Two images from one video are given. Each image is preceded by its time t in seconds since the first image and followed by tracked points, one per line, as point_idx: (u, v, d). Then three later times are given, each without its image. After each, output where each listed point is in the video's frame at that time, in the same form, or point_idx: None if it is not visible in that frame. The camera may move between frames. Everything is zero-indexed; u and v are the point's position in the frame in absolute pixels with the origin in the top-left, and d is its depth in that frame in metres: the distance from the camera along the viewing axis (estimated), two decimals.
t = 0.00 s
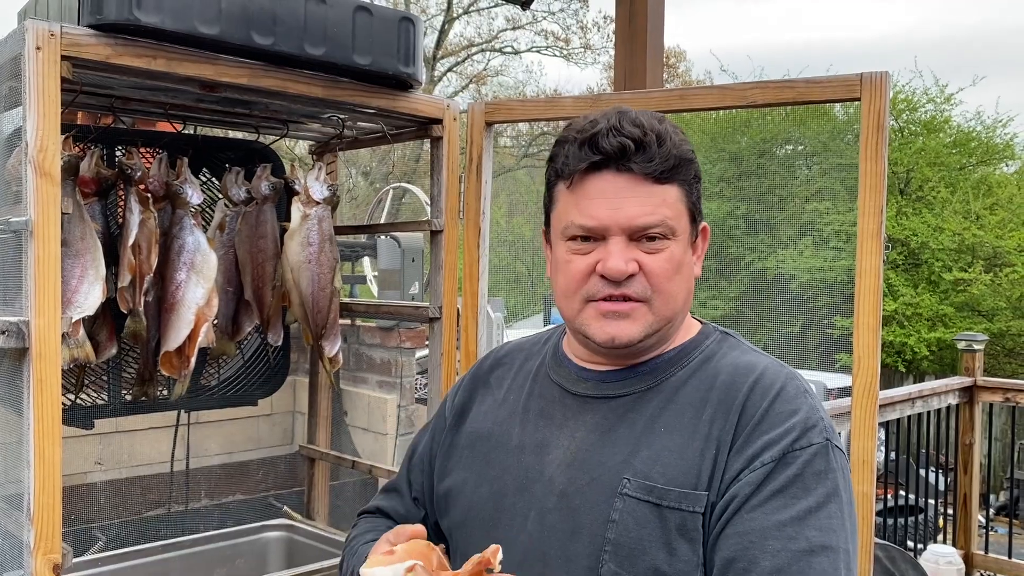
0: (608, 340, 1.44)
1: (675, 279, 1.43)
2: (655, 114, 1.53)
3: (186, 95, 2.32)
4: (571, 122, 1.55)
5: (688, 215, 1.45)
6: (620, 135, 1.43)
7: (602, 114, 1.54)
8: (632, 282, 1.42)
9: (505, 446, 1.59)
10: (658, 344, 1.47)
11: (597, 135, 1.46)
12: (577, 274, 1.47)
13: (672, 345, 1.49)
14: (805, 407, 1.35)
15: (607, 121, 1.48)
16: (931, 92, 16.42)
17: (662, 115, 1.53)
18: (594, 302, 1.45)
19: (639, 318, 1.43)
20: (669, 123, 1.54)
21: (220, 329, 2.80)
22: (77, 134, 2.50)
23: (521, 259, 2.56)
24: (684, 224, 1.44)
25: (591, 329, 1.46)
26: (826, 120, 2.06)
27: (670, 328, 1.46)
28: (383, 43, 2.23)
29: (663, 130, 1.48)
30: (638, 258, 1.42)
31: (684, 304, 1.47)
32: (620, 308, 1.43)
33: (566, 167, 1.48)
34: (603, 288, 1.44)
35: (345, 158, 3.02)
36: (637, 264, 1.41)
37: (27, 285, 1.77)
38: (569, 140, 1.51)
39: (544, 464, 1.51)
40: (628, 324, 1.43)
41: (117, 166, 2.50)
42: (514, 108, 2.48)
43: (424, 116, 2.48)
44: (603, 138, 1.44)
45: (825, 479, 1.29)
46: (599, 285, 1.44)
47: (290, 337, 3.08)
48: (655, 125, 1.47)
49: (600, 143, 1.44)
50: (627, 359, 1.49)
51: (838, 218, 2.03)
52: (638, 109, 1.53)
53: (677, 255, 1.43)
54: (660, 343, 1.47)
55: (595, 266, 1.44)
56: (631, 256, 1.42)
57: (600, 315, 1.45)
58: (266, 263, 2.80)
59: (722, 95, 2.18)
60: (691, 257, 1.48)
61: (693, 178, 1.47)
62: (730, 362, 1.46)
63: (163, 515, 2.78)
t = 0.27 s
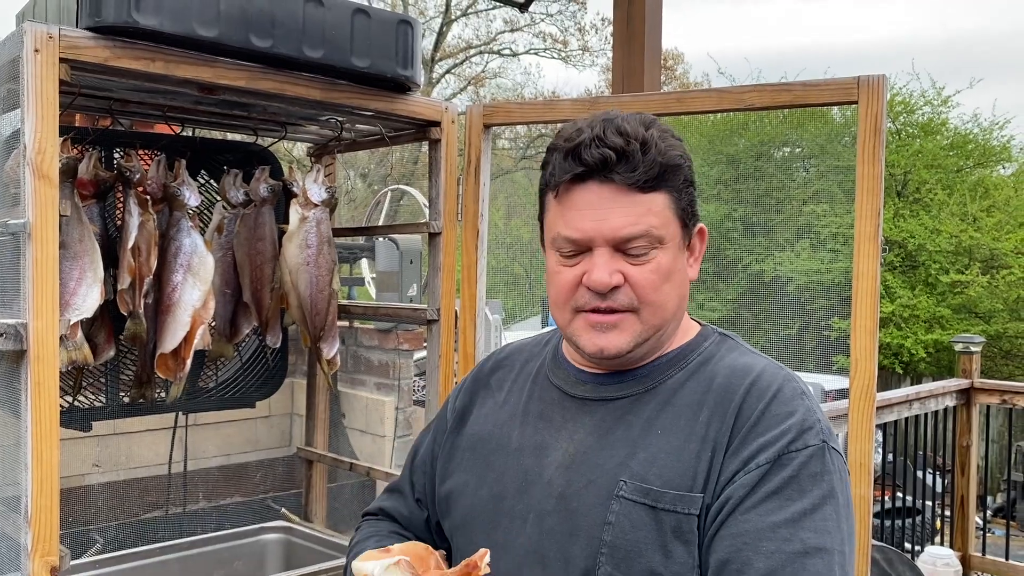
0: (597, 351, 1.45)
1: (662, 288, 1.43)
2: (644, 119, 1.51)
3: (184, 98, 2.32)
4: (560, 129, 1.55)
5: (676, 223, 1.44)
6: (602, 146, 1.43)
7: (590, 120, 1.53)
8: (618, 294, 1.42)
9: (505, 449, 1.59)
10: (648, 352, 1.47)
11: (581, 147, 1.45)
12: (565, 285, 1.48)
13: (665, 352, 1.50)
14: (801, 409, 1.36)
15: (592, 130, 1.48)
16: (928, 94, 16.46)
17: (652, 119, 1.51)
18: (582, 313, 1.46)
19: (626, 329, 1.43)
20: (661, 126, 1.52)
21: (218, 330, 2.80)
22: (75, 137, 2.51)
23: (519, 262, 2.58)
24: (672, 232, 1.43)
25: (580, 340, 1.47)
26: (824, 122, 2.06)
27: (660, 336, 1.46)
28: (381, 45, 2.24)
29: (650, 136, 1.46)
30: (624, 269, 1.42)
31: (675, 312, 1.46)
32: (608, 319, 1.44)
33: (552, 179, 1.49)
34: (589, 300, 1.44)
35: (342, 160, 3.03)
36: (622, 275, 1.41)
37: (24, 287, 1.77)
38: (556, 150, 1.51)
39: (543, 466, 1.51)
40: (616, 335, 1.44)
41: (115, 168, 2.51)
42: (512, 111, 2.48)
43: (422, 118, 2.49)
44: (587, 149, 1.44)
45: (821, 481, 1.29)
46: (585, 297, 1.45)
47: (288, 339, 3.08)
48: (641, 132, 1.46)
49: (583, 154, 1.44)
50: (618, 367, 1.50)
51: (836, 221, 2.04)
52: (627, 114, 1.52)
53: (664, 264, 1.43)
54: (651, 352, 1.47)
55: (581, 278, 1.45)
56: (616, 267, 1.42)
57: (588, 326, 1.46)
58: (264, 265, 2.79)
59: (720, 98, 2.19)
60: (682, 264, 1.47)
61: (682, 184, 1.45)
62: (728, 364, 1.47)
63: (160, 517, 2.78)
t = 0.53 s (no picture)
0: (573, 357, 1.51)
1: (631, 293, 1.45)
2: (618, 125, 1.54)
3: (184, 100, 2.33)
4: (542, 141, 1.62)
5: (645, 226, 1.45)
6: (563, 157, 1.48)
7: (568, 129, 1.58)
8: (585, 300, 1.46)
9: (509, 449, 1.65)
10: (626, 356, 1.51)
11: (549, 158, 1.52)
12: (543, 294, 1.54)
13: (650, 355, 1.52)
14: (796, 409, 1.37)
15: (562, 140, 1.53)
16: (925, 96, 16.49)
17: (625, 125, 1.54)
18: (558, 320, 1.52)
19: (596, 334, 1.48)
20: (636, 130, 1.54)
21: (217, 333, 2.81)
22: (74, 138, 2.51)
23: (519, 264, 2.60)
24: (638, 235, 1.45)
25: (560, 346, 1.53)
26: (821, 124, 2.07)
27: (636, 340, 1.48)
28: (379, 47, 2.24)
29: (617, 142, 1.49)
30: (589, 276, 1.46)
31: (649, 316, 1.48)
32: (580, 325, 1.49)
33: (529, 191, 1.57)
34: (560, 307, 1.50)
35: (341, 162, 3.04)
36: (587, 282, 1.46)
37: (23, 290, 1.77)
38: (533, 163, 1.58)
39: (544, 466, 1.56)
40: (588, 340, 1.49)
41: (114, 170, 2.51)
42: (511, 112, 2.49)
43: (421, 120, 2.49)
44: (550, 160, 1.51)
45: (812, 481, 1.30)
46: (557, 305, 1.50)
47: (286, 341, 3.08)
48: (607, 138, 1.49)
49: (549, 166, 1.51)
50: (603, 370, 1.54)
51: (834, 222, 2.04)
52: (600, 122, 1.55)
53: (632, 268, 1.45)
54: (629, 356, 1.51)
55: (552, 287, 1.51)
56: (582, 274, 1.46)
57: (564, 332, 1.51)
58: (263, 267, 2.80)
59: (717, 100, 2.19)
60: (657, 267, 1.48)
61: (651, 186, 1.46)
62: (726, 365, 1.49)
63: (158, 519, 2.77)
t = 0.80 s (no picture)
0: (568, 354, 1.59)
1: (620, 291, 1.52)
2: (614, 125, 1.62)
3: (183, 100, 2.33)
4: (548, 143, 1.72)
5: (635, 224, 1.52)
6: (556, 158, 1.58)
7: (568, 130, 1.67)
8: (576, 298, 1.55)
9: (518, 445, 1.77)
10: (620, 354, 1.58)
11: (545, 159, 1.61)
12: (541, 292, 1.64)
13: (647, 353, 1.59)
14: (780, 409, 1.40)
15: (558, 140, 1.62)
16: (923, 97, 16.52)
17: (622, 124, 1.61)
18: (555, 317, 1.60)
19: (588, 331, 1.56)
20: (632, 130, 1.61)
21: (217, 332, 2.80)
22: (73, 138, 2.51)
23: (517, 264, 2.58)
24: (628, 233, 1.51)
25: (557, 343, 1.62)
26: (820, 124, 2.07)
27: (628, 338, 1.55)
28: (379, 47, 2.24)
29: (609, 141, 1.56)
30: (579, 273, 1.54)
31: (641, 314, 1.54)
32: (573, 322, 1.57)
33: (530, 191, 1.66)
34: (556, 305, 1.59)
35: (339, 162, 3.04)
36: (577, 279, 1.54)
37: (23, 290, 1.77)
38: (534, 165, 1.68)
39: (545, 461, 1.67)
40: (580, 336, 1.57)
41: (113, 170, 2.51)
42: (509, 112, 2.49)
43: (419, 120, 2.48)
44: (545, 160, 1.61)
45: (787, 481, 1.33)
46: (552, 303, 1.59)
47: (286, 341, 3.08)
48: (599, 137, 1.57)
49: (545, 166, 1.60)
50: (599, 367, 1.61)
51: (832, 222, 2.05)
52: (597, 123, 1.63)
53: (620, 266, 1.51)
54: (623, 353, 1.57)
55: (547, 285, 1.60)
56: (573, 272, 1.54)
57: (560, 329, 1.60)
58: (262, 267, 2.80)
59: (715, 99, 2.19)
60: (649, 265, 1.53)
61: (642, 184, 1.52)
62: (722, 364, 1.53)
63: (157, 519, 2.77)
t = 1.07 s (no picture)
0: (574, 354, 1.61)
1: (623, 293, 1.53)
2: (622, 126, 1.62)
3: (183, 100, 2.33)
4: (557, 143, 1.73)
5: (640, 226, 1.52)
6: (562, 160, 1.59)
7: (576, 131, 1.67)
8: (581, 299, 1.56)
9: (531, 440, 1.79)
10: (625, 355, 1.59)
11: (551, 161, 1.62)
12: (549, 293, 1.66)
13: (653, 353, 1.60)
14: (776, 412, 1.40)
15: (565, 142, 1.63)
16: (922, 97, 16.54)
17: (629, 124, 1.62)
18: (562, 318, 1.62)
19: (593, 332, 1.57)
20: (640, 130, 1.61)
21: (216, 332, 2.81)
22: (73, 139, 2.51)
23: (515, 264, 2.59)
24: (632, 236, 1.52)
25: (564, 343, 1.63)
26: (819, 124, 2.08)
27: (634, 339, 1.56)
28: (378, 48, 2.25)
29: (614, 142, 1.57)
30: (585, 275, 1.55)
31: (645, 316, 1.54)
32: (579, 323, 1.59)
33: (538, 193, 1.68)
34: (563, 305, 1.60)
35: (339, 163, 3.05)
36: (582, 281, 1.55)
37: (23, 290, 1.78)
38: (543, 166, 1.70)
39: (553, 456, 1.69)
40: (585, 337, 1.58)
41: (113, 170, 2.51)
42: (509, 113, 2.50)
43: (419, 120, 2.49)
44: (552, 162, 1.62)
45: (777, 485, 1.33)
46: (559, 304, 1.61)
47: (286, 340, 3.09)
48: (605, 139, 1.58)
49: (551, 169, 1.62)
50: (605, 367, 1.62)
51: (831, 222, 2.05)
52: (604, 123, 1.64)
53: (624, 269, 1.52)
54: (629, 354, 1.58)
55: (554, 286, 1.62)
56: (577, 274, 1.56)
57: (566, 330, 1.62)
58: (262, 268, 2.80)
59: (714, 99, 2.20)
60: (654, 267, 1.53)
61: (648, 185, 1.53)
62: (726, 365, 1.53)
63: (157, 519, 2.76)
